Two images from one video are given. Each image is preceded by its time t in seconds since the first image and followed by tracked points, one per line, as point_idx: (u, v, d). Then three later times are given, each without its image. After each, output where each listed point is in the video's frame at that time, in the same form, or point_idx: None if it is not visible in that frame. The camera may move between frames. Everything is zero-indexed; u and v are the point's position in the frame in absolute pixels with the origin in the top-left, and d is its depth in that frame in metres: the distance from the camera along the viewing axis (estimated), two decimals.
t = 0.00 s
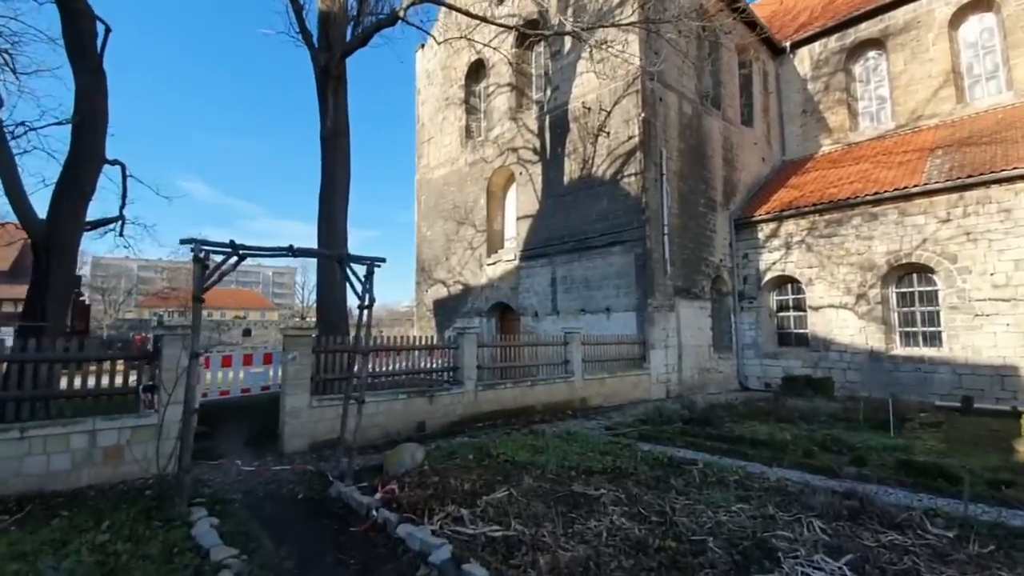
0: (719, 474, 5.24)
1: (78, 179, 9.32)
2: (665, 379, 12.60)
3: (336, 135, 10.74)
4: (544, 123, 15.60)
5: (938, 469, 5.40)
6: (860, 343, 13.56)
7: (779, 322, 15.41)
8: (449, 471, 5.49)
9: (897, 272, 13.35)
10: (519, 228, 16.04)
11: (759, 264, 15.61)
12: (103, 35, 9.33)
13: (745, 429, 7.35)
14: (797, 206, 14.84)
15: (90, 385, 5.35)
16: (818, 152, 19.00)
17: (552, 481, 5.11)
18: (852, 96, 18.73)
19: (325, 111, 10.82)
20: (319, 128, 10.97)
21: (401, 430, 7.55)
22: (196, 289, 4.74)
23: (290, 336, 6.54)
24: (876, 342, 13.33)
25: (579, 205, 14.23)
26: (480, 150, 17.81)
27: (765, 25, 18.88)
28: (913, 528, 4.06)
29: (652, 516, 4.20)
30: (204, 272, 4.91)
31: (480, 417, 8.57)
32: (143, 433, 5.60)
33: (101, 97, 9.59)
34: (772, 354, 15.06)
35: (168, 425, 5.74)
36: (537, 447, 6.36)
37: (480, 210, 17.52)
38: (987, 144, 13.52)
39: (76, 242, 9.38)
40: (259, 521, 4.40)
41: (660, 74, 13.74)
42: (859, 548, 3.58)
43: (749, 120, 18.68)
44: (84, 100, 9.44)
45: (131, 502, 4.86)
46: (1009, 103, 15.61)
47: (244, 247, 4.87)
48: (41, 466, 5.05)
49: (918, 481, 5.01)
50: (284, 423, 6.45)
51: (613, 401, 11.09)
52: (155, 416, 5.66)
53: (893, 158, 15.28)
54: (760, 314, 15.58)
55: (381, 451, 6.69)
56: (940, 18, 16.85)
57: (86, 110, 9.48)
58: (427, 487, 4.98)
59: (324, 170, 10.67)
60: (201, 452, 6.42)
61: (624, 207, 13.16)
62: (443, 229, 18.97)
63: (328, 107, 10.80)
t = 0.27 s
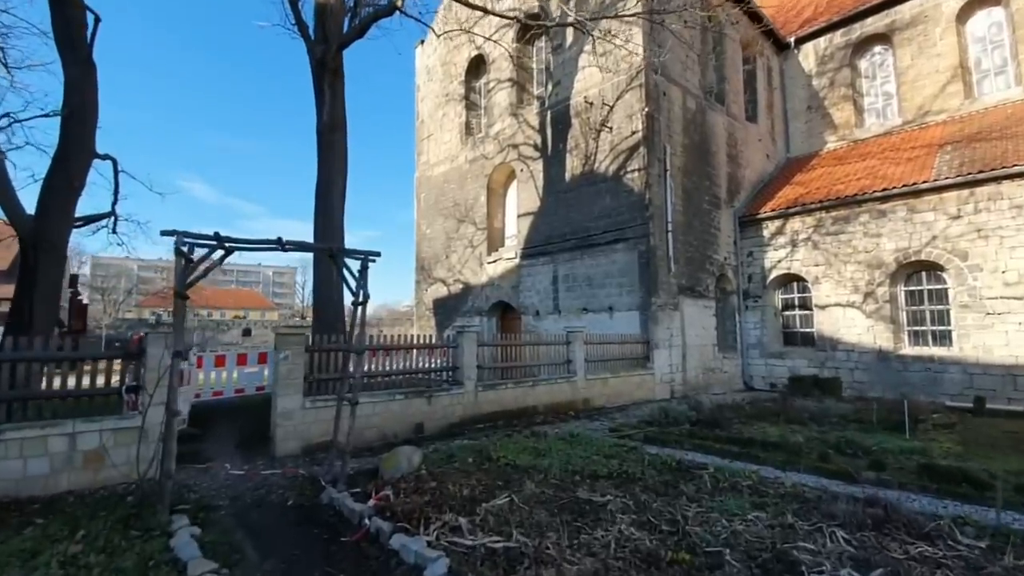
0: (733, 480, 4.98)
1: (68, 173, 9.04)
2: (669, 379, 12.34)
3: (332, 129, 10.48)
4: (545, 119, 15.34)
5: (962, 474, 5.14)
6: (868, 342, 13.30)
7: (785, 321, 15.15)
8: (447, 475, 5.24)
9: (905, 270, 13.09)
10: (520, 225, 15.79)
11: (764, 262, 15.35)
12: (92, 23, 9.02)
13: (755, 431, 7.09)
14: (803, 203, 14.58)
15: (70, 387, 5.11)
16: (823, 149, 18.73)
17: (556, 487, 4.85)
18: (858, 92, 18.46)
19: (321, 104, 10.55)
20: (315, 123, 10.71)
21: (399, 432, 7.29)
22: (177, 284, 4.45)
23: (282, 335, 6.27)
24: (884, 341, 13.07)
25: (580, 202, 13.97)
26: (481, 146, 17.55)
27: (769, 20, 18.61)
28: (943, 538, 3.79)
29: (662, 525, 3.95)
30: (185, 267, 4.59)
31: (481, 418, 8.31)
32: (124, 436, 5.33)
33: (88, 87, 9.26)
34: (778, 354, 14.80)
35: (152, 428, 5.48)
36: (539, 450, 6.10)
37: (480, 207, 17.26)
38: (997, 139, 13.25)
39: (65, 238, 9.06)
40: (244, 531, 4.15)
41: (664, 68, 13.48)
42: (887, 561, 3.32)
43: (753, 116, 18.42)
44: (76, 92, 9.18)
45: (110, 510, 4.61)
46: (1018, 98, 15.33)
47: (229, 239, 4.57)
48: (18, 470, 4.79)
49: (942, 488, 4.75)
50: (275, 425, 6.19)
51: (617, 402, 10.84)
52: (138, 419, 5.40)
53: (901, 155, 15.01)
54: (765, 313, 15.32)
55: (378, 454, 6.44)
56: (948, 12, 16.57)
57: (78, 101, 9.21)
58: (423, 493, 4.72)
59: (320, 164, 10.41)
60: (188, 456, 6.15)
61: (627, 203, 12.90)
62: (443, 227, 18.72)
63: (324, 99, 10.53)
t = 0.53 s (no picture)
0: (746, 488, 4.68)
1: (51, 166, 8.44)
2: (673, 380, 12.04)
3: (326, 122, 10.17)
4: (545, 114, 15.03)
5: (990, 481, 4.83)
6: (876, 341, 13.00)
7: (790, 320, 14.84)
8: (443, 482, 4.94)
9: (915, 267, 12.79)
10: (520, 223, 15.49)
11: (769, 260, 15.05)
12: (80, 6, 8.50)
13: (765, 434, 6.79)
14: (809, 200, 14.28)
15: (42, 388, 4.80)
16: (828, 145, 18.43)
17: (557, 495, 4.55)
18: (864, 87, 18.15)
19: (315, 97, 10.23)
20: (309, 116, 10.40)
21: (393, 436, 7.00)
22: (149, 278, 4.11)
23: (270, 335, 5.97)
24: (892, 340, 12.76)
25: (582, 198, 13.66)
26: (480, 143, 17.24)
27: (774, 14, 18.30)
28: (980, 553, 3.49)
29: (674, 538, 3.65)
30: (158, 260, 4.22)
31: (479, 420, 8.01)
32: (98, 441, 5.02)
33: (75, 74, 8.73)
34: (783, 353, 14.50)
35: (129, 432, 5.17)
36: (540, 454, 5.80)
37: (479, 205, 16.95)
38: (1009, 133, 12.94)
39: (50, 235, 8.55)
40: (222, 544, 3.85)
41: (668, 61, 13.17)
42: None
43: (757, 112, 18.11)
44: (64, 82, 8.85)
45: (80, 520, 4.31)
46: None
47: (206, 228, 4.23)
48: None
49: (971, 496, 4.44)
50: (262, 429, 5.89)
51: (620, 403, 10.53)
52: (114, 422, 5.09)
53: (909, 150, 14.71)
54: (770, 311, 15.01)
55: (371, 459, 6.14)
56: (956, 5, 16.27)
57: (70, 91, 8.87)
58: (416, 502, 4.42)
59: (313, 159, 10.10)
60: (170, 462, 5.85)
61: (629, 199, 12.59)
62: (441, 225, 18.42)
63: (318, 92, 10.22)
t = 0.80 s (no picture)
0: (764, 499, 4.39)
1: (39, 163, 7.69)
2: (679, 381, 11.74)
3: (323, 117, 9.89)
4: (547, 110, 14.74)
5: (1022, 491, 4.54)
6: (886, 342, 12.71)
7: (797, 320, 14.54)
8: (441, 492, 4.66)
9: (925, 267, 12.49)
10: (522, 221, 15.20)
11: (776, 259, 14.75)
12: None
13: (779, 440, 6.50)
14: (817, 198, 13.98)
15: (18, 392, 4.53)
16: (835, 143, 18.13)
17: (563, 508, 4.27)
18: (871, 84, 17.84)
19: (312, 91, 9.96)
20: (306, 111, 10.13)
21: (390, 441, 6.71)
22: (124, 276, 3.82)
23: (259, 336, 5.70)
24: (903, 341, 12.46)
25: (584, 196, 13.38)
26: (481, 140, 16.95)
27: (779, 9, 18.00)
28: None
29: (692, 558, 3.36)
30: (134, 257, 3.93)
31: (480, 425, 7.72)
32: (76, 449, 4.74)
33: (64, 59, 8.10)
34: (790, 355, 14.21)
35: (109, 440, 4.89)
36: (544, 461, 5.51)
37: (480, 203, 16.67)
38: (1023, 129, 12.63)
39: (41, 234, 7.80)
40: (202, 562, 3.57)
41: (673, 56, 12.88)
42: None
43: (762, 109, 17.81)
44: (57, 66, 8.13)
45: (54, 534, 4.03)
46: None
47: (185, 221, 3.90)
48: None
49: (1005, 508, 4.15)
50: (252, 435, 5.62)
51: (624, 406, 10.25)
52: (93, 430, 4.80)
53: (919, 147, 14.40)
54: (776, 312, 14.72)
55: (366, 466, 5.86)
56: None
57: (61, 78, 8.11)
58: (413, 515, 4.13)
59: (309, 155, 9.82)
60: (156, 470, 5.56)
61: (634, 197, 12.30)
62: (442, 224, 18.14)
63: (315, 86, 9.94)
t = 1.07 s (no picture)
0: (789, 508, 4.13)
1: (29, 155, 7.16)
2: (686, 382, 11.47)
3: (322, 109, 9.62)
4: (551, 105, 14.47)
5: None
6: (898, 342, 12.42)
7: (805, 319, 14.26)
8: (444, 499, 4.39)
9: (938, 264, 12.21)
10: (524, 218, 14.93)
11: (784, 257, 14.47)
12: None
13: (796, 442, 6.23)
14: (826, 194, 13.71)
15: None
16: (843, 139, 17.84)
17: (575, 517, 4.00)
18: (880, 79, 17.56)
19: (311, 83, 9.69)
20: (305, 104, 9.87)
21: (391, 443, 6.45)
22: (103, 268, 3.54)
23: (253, 334, 5.44)
24: (915, 340, 12.18)
25: (589, 192, 13.11)
26: (483, 136, 16.69)
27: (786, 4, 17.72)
28: None
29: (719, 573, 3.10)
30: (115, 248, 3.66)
31: (483, 426, 7.45)
32: (58, 452, 4.47)
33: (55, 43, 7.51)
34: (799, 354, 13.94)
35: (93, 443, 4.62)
36: (552, 465, 5.24)
37: (482, 200, 16.41)
38: None
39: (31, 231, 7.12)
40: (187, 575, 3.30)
41: (679, 49, 12.61)
42: None
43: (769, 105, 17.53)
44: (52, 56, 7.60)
45: (30, 544, 3.76)
46: None
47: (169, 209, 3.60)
48: None
49: None
50: (245, 437, 5.36)
51: (631, 407, 9.97)
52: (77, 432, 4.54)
53: (930, 142, 14.11)
54: (784, 311, 14.44)
55: (365, 470, 5.59)
56: None
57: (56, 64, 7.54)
58: (415, 525, 3.86)
59: (308, 148, 9.56)
60: (144, 474, 5.29)
61: (640, 192, 12.03)
62: (443, 222, 17.88)
63: (314, 77, 9.68)
